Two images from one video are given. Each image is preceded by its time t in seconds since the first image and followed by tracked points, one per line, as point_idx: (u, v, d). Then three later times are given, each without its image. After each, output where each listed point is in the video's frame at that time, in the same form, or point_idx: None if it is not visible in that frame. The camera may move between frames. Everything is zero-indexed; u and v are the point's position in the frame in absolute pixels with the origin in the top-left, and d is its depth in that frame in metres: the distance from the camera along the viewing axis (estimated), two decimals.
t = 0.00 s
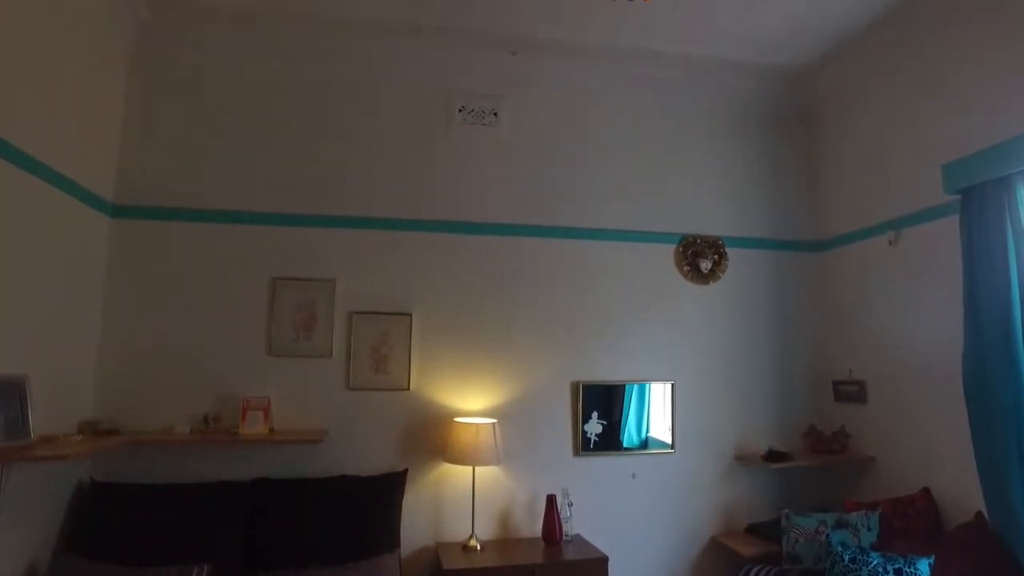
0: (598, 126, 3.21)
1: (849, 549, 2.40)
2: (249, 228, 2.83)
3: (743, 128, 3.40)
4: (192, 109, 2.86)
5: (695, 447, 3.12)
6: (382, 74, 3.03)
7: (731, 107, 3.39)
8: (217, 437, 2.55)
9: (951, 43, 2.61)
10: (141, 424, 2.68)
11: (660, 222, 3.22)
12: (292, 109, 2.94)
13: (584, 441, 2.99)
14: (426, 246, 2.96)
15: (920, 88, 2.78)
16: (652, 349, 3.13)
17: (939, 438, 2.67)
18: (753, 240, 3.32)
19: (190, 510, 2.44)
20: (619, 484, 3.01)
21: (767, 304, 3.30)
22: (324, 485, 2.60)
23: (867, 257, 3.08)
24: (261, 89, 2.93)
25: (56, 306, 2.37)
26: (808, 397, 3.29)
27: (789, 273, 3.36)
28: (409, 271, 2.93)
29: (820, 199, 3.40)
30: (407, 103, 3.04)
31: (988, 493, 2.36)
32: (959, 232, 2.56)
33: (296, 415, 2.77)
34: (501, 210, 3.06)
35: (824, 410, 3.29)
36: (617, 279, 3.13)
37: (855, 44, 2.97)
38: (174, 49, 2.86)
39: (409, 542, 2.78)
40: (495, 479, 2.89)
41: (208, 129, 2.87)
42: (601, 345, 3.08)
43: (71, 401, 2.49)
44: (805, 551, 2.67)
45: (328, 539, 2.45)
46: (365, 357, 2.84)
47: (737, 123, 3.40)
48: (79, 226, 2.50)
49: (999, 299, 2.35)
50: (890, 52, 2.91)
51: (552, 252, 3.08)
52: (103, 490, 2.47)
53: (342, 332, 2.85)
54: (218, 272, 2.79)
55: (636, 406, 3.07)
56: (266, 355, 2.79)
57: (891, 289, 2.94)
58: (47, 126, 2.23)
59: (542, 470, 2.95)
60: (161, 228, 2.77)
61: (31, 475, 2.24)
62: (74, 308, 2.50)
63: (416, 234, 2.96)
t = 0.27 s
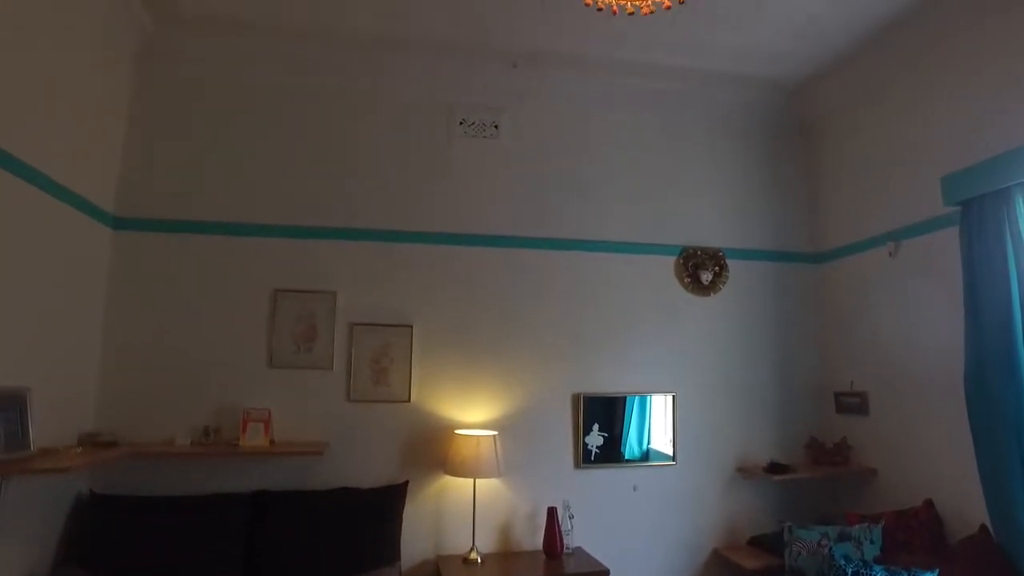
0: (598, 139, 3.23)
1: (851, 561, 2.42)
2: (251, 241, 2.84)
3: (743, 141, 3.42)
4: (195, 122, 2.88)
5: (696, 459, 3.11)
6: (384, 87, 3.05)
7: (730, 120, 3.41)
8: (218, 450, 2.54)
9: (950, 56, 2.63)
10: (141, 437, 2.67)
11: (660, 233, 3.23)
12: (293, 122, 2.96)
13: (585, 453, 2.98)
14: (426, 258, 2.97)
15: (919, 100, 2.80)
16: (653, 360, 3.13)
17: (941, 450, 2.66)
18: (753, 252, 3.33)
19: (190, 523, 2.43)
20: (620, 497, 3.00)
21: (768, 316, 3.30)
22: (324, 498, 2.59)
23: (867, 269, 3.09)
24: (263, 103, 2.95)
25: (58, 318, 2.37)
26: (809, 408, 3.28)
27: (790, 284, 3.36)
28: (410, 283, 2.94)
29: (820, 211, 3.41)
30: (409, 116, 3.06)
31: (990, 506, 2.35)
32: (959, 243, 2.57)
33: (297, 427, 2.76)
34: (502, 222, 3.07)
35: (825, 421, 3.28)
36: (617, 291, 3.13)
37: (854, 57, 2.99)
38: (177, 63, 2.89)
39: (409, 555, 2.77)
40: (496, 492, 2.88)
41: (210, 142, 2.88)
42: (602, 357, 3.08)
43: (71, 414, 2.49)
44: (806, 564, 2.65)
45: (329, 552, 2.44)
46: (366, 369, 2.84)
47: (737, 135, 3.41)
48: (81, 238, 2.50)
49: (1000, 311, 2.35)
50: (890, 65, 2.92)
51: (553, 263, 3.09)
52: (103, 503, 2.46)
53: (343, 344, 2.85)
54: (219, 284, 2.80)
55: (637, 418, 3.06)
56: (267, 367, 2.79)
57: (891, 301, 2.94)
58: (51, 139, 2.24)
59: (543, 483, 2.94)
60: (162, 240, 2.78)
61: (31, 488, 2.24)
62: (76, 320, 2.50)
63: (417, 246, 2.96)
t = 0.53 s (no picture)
0: (599, 151, 3.24)
1: None
2: (253, 251, 2.85)
3: (743, 151, 3.43)
4: (198, 134, 2.89)
5: (698, 470, 3.10)
6: (386, 99, 3.07)
7: (730, 131, 3.43)
8: (219, 460, 2.54)
9: (949, 68, 2.64)
10: (142, 447, 2.67)
11: (661, 244, 3.23)
12: (296, 134, 2.98)
13: (587, 464, 2.97)
14: (428, 268, 2.97)
15: (919, 111, 2.81)
16: (654, 371, 3.13)
17: (943, 461, 2.65)
18: (754, 262, 3.33)
19: (190, 535, 2.42)
20: (622, 508, 2.99)
21: (770, 326, 3.30)
22: (324, 509, 2.58)
23: (869, 279, 3.09)
24: (266, 114, 2.97)
25: (60, 329, 2.38)
26: (812, 419, 3.28)
27: (791, 295, 3.36)
28: (411, 294, 2.94)
29: (821, 221, 3.41)
30: (411, 128, 3.07)
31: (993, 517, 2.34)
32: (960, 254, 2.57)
33: (298, 438, 2.76)
34: (503, 233, 3.07)
35: (827, 432, 3.27)
36: (618, 302, 3.14)
37: (853, 69, 3.00)
38: (181, 76, 2.91)
39: (409, 567, 2.75)
40: (497, 504, 2.87)
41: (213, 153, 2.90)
42: (603, 368, 3.07)
43: (73, 424, 2.49)
44: None
45: (329, 564, 2.43)
46: (367, 379, 2.84)
47: (737, 146, 3.43)
48: (84, 249, 2.51)
49: (1001, 321, 2.35)
50: (889, 77, 2.94)
51: (554, 274, 3.09)
52: (103, 514, 2.45)
53: (344, 355, 2.85)
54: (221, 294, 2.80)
55: (638, 429, 3.06)
56: (268, 378, 2.79)
57: (892, 312, 2.94)
58: (55, 151, 2.26)
59: (544, 494, 2.93)
60: (165, 251, 2.79)
61: (31, 499, 2.24)
62: (78, 331, 2.51)
63: (419, 257, 2.97)
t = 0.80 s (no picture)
0: (600, 162, 3.26)
1: None
2: (255, 262, 2.86)
3: (743, 162, 3.44)
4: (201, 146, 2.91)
5: (700, 481, 3.09)
6: (388, 111, 3.09)
7: (730, 142, 3.44)
8: (221, 471, 2.54)
9: (948, 79, 2.65)
10: (144, 458, 2.67)
11: (662, 255, 3.24)
12: (299, 146, 2.99)
13: (589, 475, 2.96)
14: (429, 279, 2.98)
15: (919, 122, 2.82)
16: (656, 382, 3.13)
17: (947, 472, 2.64)
18: (756, 273, 3.33)
19: (190, 547, 2.41)
20: (624, 520, 2.98)
21: (771, 337, 3.30)
22: (325, 521, 2.57)
23: (870, 290, 3.09)
24: (269, 126, 2.99)
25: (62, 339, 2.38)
26: (815, 430, 3.26)
27: (793, 306, 3.36)
28: (413, 305, 2.95)
29: (822, 232, 3.42)
30: (413, 140, 3.09)
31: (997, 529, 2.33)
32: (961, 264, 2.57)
33: (299, 449, 2.75)
34: (504, 244, 3.08)
35: (830, 444, 3.26)
36: (620, 312, 3.14)
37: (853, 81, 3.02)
38: (185, 89, 2.93)
39: None
40: (499, 515, 2.86)
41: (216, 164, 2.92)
42: (605, 378, 3.07)
43: (74, 435, 2.49)
44: None
45: None
46: (368, 390, 2.84)
47: (738, 158, 3.44)
48: (87, 260, 2.53)
49: (1003, 332, 2.35)
50: (888, 89, 2.95)
51: (555, 285, 3.10)
52: (103, 525, 2.45)
53: (346, 366, 2.85)
54: (223, 305, 2.81)
55: (640, 439, 3.05)
56: (270, 389, 2.79)
57: (894, 322, 2.94)
58: (59, 162, 2.27)
59: (546, 506, 2.92)
60: (167, 262, 2.80)
61: (32, 510, 2.23)
62: (80, 342, 2.51)
63: (420, 268, 2.98)
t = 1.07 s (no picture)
0: (601, 171, 3.27)
1: None
2: (257, 272, 2.86)
3: (744, 172, 3.45)
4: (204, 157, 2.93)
5: (702, 492, 3.08)
6: (390, 122, 3.10)
7: (731, 152, 3.45)
8: (222, 481, 2.53)
9: (948, 90, 2.67)
10: (145, 469, 2.66)
11: (663, 264, 3.24)
12: (301, 156, 3.01)
13: (591, 486, 2.95)
14: (431, 289, 2.98)
15: (919, 133, 2.83)
16: (658, 392, 3.12)
17: (950, 482, 2.63)
18: (757, 283, 3.34)
19: (190, 558, 2.41)
20: (626, 530, 2.97)
21: (773, 347, 3.30)
22: (325, 532, 2.56)
23: (872, 299, 3.09)
24: (271, 137, 3.00)
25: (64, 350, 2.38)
26: (817, 440, 3.26)
27: (794, 315, 3.36)
28: (414, 315, 2.95)
29: (823, 241, 3.42)
30: (415, 150, 3.11)
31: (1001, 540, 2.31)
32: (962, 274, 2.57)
33: (301, 460, 2.75)
34: (506, 254, 3.09)
35: (833, 453, 3.25)
36: (621, 322, 3.14)
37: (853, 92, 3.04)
38: (188, 100, 2.95)
39: None
40: (501, 526, 2.85)
41: (219, 175, 2.93)
42: (606, 388, 3.07)
43: (76, 446, 2.49)
44: None
45: None
46: (370, 400, 2.83)
47: (738, 168, 3.45)
48: (89, 271, 2.53)
49: (1005, 341, 2.34)
50: (887, 99, 2.96)
51: (557, 294, 3.10)
52: (104, 535, 2.44)
53: (347, 376, 2.85)
54: (225, 315, 2.81)
55: (642, 449, 3.04)
56: (271, 399, 2.78)
57: (896, 332, 2.94)
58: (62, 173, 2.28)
59: (548, 516, 2.91)
60: (169, 273, 2.80)
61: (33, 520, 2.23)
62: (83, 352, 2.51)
63: (422, 278, 2.98)
